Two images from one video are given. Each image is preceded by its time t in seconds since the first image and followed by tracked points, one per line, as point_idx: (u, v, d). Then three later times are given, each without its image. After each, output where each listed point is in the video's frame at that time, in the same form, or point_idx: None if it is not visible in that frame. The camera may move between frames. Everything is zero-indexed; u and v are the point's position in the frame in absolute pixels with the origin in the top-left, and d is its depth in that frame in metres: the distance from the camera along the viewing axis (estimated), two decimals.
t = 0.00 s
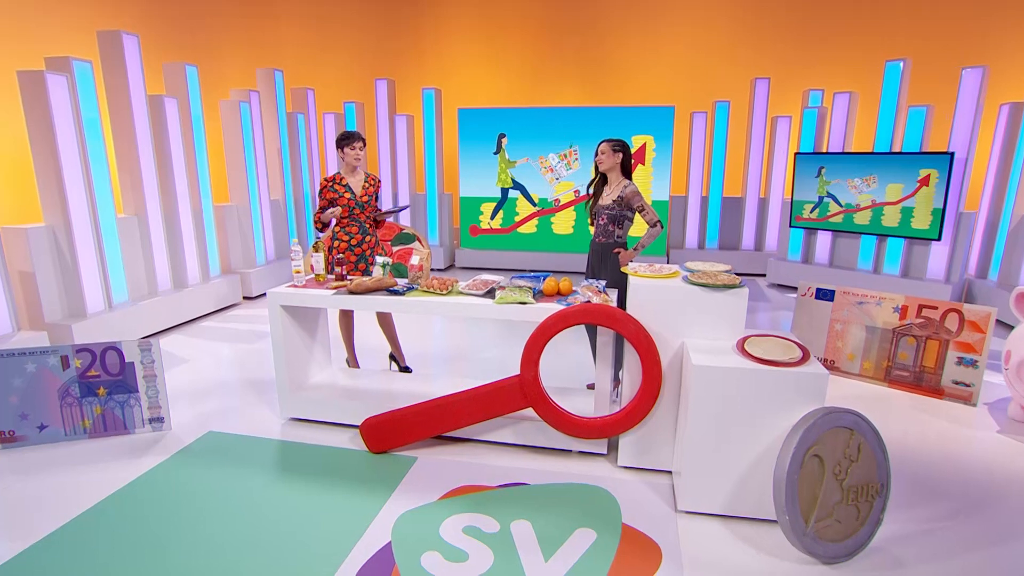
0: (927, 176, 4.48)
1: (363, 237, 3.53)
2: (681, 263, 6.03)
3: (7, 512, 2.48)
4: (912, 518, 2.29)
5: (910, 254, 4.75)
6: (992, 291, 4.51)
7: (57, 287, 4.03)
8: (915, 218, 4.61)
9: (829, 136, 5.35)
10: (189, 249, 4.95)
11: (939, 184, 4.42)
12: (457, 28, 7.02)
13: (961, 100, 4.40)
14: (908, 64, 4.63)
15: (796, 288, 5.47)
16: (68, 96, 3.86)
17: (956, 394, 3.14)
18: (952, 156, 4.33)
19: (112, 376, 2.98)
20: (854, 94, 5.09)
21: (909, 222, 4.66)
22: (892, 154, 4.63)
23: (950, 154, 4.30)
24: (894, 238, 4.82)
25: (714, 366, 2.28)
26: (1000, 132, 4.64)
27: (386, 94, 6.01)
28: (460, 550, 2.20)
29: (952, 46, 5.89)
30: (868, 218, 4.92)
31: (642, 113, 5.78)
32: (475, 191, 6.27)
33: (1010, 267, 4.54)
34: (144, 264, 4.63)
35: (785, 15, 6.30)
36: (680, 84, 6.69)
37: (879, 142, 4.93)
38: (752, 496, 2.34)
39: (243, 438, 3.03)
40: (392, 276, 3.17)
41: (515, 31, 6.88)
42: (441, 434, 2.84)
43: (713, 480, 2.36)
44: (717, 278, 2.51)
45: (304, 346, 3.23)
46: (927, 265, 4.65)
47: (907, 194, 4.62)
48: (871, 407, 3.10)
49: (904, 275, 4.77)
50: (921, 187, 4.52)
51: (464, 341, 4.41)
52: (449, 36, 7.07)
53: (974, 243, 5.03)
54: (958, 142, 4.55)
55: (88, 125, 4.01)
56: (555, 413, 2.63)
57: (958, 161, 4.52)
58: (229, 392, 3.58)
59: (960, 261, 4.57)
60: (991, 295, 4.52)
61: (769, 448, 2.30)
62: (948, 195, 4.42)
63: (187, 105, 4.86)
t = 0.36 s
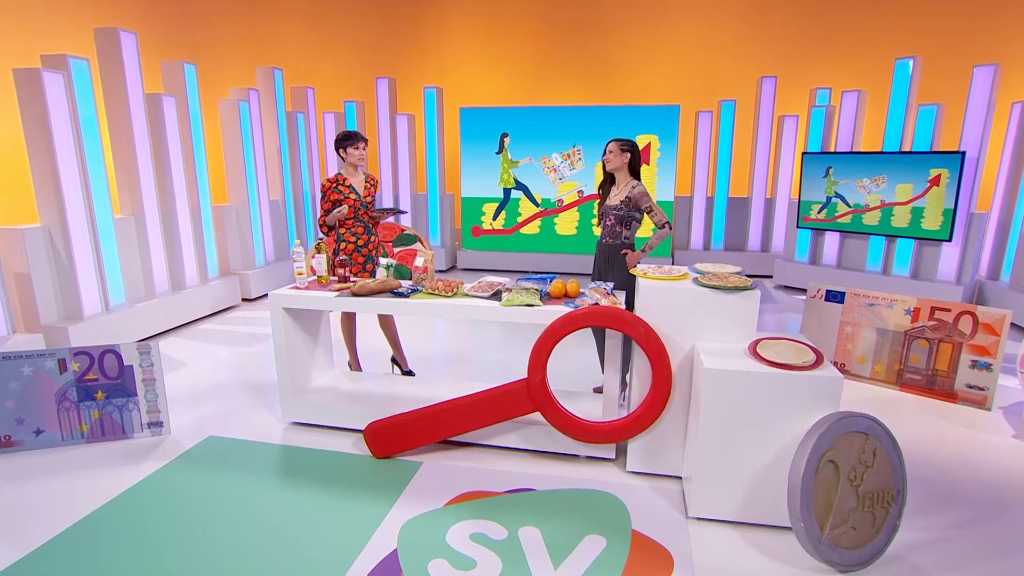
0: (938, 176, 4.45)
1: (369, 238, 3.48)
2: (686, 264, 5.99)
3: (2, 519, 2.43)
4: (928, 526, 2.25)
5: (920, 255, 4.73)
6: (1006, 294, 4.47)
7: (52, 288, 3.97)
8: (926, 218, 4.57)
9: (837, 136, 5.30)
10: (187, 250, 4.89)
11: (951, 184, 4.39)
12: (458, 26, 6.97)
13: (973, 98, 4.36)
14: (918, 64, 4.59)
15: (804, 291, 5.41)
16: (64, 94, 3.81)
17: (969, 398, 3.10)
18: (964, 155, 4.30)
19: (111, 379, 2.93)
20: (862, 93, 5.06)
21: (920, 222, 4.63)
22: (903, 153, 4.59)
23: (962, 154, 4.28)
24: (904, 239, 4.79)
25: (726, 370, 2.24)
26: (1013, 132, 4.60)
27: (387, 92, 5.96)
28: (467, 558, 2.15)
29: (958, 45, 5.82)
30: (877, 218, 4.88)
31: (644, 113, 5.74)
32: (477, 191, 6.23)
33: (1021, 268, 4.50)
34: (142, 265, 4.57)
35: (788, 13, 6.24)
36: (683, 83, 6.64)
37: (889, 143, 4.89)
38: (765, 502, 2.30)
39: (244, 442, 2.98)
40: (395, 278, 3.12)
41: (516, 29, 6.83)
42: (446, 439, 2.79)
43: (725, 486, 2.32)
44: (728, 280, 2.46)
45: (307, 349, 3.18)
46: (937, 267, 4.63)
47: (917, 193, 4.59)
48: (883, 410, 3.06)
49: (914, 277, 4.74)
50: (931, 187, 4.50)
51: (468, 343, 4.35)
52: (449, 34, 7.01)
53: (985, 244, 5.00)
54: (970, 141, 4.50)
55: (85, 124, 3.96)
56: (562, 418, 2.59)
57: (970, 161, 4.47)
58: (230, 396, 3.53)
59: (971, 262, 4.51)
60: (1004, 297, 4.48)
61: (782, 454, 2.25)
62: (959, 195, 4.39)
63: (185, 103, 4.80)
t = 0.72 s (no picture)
0: (949, 176, 4.40)
1: (370, 239, 3.43)
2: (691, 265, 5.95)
3: None
4: (945, 533, 2.20)
5: (931, 256, 4.69)
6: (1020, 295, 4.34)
7: (47, 290, 3.91)
8: (937, 219, 4.53)
9: (846, 136, 5.26)
10: (185, 251, 4.82)
11: (962, 183, 4.34)
12: (458, 25, 6.92)
13: (986, 96, 4.29)
14: (930, 60, 4.57)
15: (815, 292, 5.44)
16: (60, 92, 3.74)
17: (984, 402, 3.08)
18: (976, 155, 4.26)
19: (108, 383, 2.87)
20: (871, 91, 5.01)
21: (931, 222, 4.58)
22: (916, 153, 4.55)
23: (974, 152, 4.24)
24: (914, 240, 4.73)
25: (740, 374, 2.19)
26: None
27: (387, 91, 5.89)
28: (475, 566, 2.09)
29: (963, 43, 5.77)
30: (887, 219, 4.83)
31: (647, 112, 5.69)
32: (479, 191, 6.18)
33: None
34: (139, 267, 4.51)
35: (791, 12, 6.19)
36: (685, 83, 6.59)
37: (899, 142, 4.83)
38: (779, 509, 2.25)
39: (245, 448, 2.92)
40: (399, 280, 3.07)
41: (517, 29, 6.79)
42: (451, 444, 2.74)
43: (737, 492, 2.27)
44: (740, 282, 2.42)
45: (308, 352, 3.13)
46: (948, 268, 4.58)
47: (927, 194, 4.54)
48: (896, 414, 3.02)
49: (925, 279, 4.70)
50: (943, 187, 4.45)
51: (472, 346, 4.30)
52: (450, 33, 6.96)
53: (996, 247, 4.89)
54: (982, 140, 4.45)
55: (81, 123, 3.89)
56: (571, 422, 2.54)
57: (982, 160, 4.41)
58: (230, 399, 3.47)
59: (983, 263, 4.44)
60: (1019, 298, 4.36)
61: (796, 459, 2.21)
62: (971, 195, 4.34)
63: (183, 102, 4.73)
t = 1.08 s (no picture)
0: (960, 175, 4.36)
1: (370, 239, 3.38)
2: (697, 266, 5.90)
3: None
4: (962, 541, 2.16)
5: (942, 258, 4.64)
6: None
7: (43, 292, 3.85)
8: (948, 219, 4.48)
9: (854, 136, 5.23)
10: (183, 252, 4.76)
11: (974, 183, 4.30)
12: (459, 24, 6.88)
13: (998, 94, 4.24)
14: (941, 58, 4.54)
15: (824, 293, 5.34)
16: (57, 91, 3.69)
17: (999, 406, 3.04)
18: (988, 154, 4.22)
19: (106, 388, 2.81)
20: (880, 90, 4.98)
21: (942, 222, 4.54)
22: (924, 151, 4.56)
23: (986, 152, 4.21)
24: (925, 241, 4.69)
25: (753, 377, 2.15)
26: None
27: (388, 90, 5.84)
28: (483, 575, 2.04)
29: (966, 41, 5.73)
30: (897, 219, 4.79)
31: (650, 112, 5.66)
32: (481, 191, 6.13)
33: None
34: (136, 268, 4.45)
35: (794, 11, 6.15)
36: (687, 83, 6.56)
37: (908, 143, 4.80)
38: (793, 515, 2.21)
39: (245, 453, 2.87)
40: (403, 282, 3.02)
41: (519, 28, 6.75)
42: (457, 449, 2.69)
43: (750, 499, 2.23)
44: (752, 284, 2.38)
45: (311, 355, 3.08)
46: (959, 270, 4.53)
47: (938, 194, 4.51)
48: (908, 419, 2.98)
49: (936, 281, 4.65)
50: (954, 188, 4.41)
51: (476, 348, 4.24)
52: (451, 33, 6.92)
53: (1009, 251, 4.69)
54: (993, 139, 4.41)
55: (78, 122, 3.83)
56: (579, 427, 2.49)
57: (994, 159, 4.36)
58: (230, 403, 3.41)
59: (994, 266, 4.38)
60: None
61: (810, 465, 2.16)
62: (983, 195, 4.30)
63: (181, 100, 4.68)
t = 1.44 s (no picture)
0: (971, 176, 4.35)
1: (379, 239, 3.34)
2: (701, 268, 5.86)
3: None
4: (979, 549, 2.13)
5: (952, 258, 4.61)
6: None
7: (41, 294, 3.80)
8: (958, 220, 4.46)
9: (862, 136, 5.20)
10: (182, 253, 4.71)
11: (984, 184, 4.29)
12: (460, 24, 6.84)
13: (1009, 93, 4.22)
14: (951, 57, 4.48)
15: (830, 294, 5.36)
16: (55, 90, 3.64)
17: (1012, 410, 3.00)
18: (999, 154, 4.20)
19: (106, 392, 2.77)
20: (889, 89, 4.95)
21: (951, 223, 4.51)
22: (932, 150, 4.54)
23: (997, 152, 4.19)
24: (934, 242, 4.67)
25: (766, 381, 2.12)
26: None
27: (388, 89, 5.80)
28: None
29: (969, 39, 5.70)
30: (905, 220, 4.77)
31: (653, 112, 5.62)
32: (483, 192, 6.10)
33: None
34: (135, 269, 4.40)
35: (797, 11, 6.13)
36: (690, 83, 6.53)
37: (917, 142, 4.79)
38: (806, 521, 2.18)
39: (247, 458, 2.82)
40: (407, 284, 2.98)
41: (520, 28, 6.72)
42: (463, 453, 2.65)
43: (762, 505, 2.19)
44: (763, 286, 2.35)
45: (314, 357, 3.04)
46: (970, 271, 4.49)
47: (948, 194, 4.49)
48: (920, 422, 2.95)
49: (945, 282, 4.62)
50: (964, 188, 4.40)
51: (481, 350, 4.20)
52: (452, 33, 6.89)
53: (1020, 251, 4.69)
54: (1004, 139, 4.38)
55: (76, 121, 3.79)
56: (587, 431, 2.45)
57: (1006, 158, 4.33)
58: (232, 407, 3.37)
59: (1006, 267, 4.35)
60: None
61: (824, 470, 2.13)
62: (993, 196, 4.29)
63: (180, 99, 4.63)
